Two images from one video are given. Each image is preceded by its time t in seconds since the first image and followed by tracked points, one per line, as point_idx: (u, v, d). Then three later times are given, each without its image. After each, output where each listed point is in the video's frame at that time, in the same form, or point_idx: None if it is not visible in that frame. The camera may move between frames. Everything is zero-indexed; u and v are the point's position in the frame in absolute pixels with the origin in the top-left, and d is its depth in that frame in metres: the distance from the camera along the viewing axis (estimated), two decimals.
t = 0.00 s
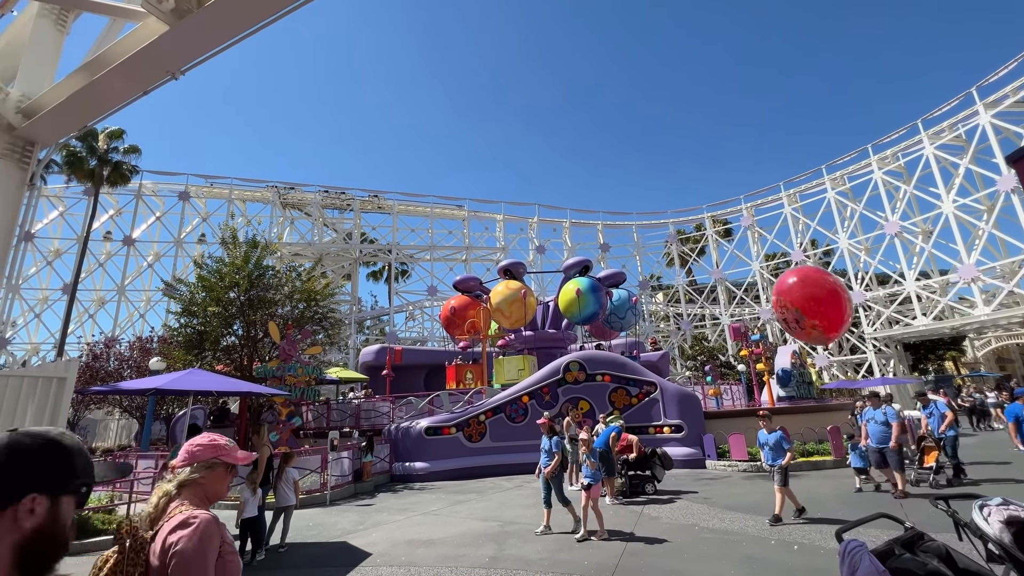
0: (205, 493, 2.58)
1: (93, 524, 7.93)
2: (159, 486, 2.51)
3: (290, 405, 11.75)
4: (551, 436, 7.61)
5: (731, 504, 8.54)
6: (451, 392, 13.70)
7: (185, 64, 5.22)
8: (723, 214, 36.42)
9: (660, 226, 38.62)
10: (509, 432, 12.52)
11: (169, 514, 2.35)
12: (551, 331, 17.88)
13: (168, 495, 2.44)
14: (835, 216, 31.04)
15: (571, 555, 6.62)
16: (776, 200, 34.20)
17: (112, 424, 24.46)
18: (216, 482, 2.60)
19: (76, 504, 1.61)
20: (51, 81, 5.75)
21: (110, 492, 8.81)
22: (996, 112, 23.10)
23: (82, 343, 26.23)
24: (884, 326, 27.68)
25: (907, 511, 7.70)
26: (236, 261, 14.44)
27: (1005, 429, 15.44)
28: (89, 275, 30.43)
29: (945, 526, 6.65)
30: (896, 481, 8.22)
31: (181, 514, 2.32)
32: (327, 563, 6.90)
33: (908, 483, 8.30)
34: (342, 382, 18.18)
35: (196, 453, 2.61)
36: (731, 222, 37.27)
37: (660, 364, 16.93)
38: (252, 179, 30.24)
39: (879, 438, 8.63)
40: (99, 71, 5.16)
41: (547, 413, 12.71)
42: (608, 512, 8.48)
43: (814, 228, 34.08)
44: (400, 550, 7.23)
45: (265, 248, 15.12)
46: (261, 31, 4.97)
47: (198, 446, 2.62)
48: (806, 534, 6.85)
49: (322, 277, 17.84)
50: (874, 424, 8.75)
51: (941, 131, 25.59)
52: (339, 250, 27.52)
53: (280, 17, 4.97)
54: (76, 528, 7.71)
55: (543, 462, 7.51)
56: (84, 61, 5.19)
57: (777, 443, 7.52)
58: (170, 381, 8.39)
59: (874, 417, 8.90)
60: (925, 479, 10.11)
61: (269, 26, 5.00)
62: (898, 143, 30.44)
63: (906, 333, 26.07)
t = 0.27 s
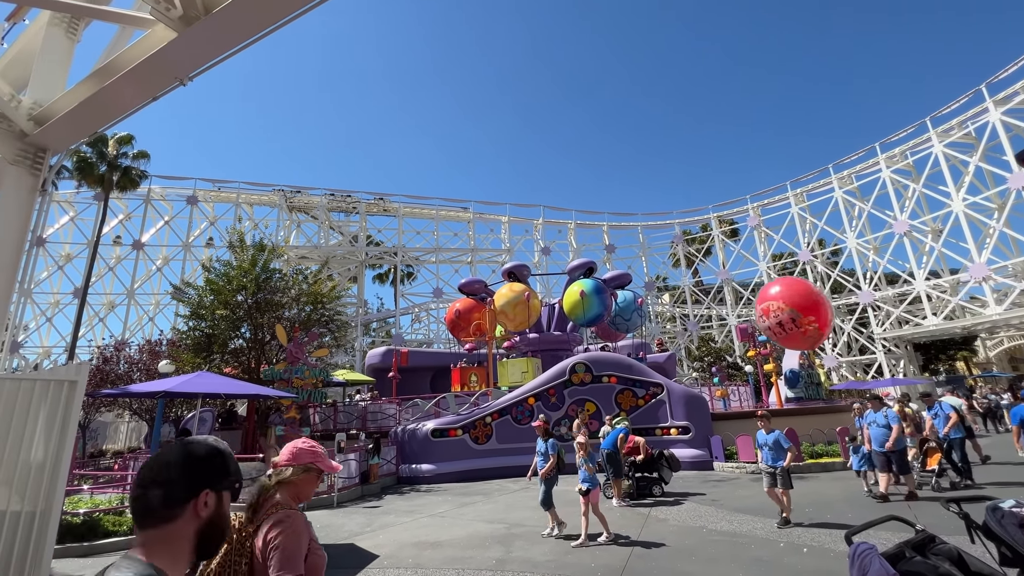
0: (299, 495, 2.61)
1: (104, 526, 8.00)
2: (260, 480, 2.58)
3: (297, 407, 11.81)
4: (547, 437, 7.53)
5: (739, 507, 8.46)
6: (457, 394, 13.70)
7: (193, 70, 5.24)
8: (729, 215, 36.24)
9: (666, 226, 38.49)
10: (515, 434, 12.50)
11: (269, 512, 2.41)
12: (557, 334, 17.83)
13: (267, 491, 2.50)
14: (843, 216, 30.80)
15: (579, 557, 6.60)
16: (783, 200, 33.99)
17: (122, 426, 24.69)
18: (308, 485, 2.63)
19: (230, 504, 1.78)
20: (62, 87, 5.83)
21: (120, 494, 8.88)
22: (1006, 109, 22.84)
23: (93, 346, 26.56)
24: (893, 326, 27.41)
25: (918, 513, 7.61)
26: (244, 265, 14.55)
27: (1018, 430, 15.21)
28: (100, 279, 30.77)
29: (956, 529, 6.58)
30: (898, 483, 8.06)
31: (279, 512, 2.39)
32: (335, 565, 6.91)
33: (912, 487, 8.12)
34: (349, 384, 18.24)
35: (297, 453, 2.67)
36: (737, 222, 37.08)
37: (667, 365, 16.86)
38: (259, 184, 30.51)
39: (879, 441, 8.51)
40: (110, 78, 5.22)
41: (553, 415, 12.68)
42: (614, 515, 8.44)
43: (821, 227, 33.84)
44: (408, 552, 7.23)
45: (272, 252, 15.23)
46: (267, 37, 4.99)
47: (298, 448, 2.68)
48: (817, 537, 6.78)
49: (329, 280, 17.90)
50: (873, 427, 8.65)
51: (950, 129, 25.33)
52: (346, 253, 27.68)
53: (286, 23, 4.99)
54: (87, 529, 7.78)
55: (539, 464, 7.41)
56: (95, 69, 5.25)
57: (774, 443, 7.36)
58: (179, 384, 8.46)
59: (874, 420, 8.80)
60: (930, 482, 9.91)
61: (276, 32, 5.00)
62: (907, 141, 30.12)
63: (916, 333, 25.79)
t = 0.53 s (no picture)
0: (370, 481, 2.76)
1: (111, 526, 8.05)
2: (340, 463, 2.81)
3: (302, 408, 11.85)
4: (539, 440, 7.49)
5: (745, 508, 8.41)
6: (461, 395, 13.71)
7: (199, 74, 5.27)
8: (734, 215, 36.11)
9: (671, 227, 38.39)
10: (519, 435, 12.48)
11: (349, 491, 2.60)
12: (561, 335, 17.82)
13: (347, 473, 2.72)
14: (849, 216, 30.62)
15: (584, 558, 6.58)
16: (788, 200, 33.81)
17: (129, 427, 24.86)
18: (380, 469, 2.82)
19: (347, 476, 2.12)
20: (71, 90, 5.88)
21: (127, 495, 8.94)
22: (1014, 108, 22.63)
23: (100, 348, 26.76)
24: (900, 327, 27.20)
25: (925, 514, 7.55)
26: (249, 267, 14.61)
27: None
28: (107, 281, 30.98)
29: (964, 531, 6.52)
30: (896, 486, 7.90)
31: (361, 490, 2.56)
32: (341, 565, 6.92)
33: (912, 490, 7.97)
34: (353, 385, 18.28)
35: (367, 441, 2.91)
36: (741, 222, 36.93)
37: (672, 366, 16.80)
38: (264, 186, 30.67)
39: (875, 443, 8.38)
40: (117, 82, 5.27)
41: (558, 416, 12.67)
42: (619, 516, 8.42)
43: (827, 228, 33.65)
44: (412, 553, 7.24)
45: (277, 253, 15.30)
46: (273, 40, 5.01)
47: (372, 436, 2.92)
48: (823, 539, 6.74)
49: (333, 281, 17.95)
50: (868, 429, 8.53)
51: (957, 128, 25.14)
52: (350, 255, 27.78)
53: (292, 26, 5.01)
54: (95, 529, 7.84)
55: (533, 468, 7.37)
56: (103, 73, 5.30)
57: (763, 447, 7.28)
58: (185, 385, 8.50)
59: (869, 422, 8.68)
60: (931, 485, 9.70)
61: (280, 35, 5.02)
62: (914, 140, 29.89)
63: (923, 334, 25.59)
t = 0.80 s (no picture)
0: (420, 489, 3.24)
1: (116, 526, 8.09)
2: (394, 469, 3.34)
3: (305, 408, 11.88)
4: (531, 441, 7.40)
5: (748, 509, 8.38)
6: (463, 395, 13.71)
7: (203, 75, 5.29)
8: (737, 215, 36.04)
9: (674, 227, 38.33)
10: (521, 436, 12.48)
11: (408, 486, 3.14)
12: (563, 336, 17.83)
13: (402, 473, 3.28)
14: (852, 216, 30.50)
15: (586, 559, 6.57)
16: (792, 200, 33.70)
17: (134, 427, 24.97)
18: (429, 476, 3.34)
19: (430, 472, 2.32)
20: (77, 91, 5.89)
21: (131, 494, 8.98)
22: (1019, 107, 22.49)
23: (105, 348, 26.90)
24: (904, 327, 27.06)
25: (929, 516, 7.52)
26: (252, 267, 14.66)
27: None
28: (112, 281, 31.14)
29: (969, 532, 6.49)
30: (891, 491, 7.79)
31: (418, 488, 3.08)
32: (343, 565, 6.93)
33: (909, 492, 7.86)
34: (356, 385, 18.32)
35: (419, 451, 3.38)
36: (745, 223, 36.85)
37: (674, 366, 16.77)
38: (267, 186, 30.79)
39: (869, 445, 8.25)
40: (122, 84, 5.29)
41: (560, 416, 12.66)
42: (621, 517, 8.40)
43: (831, 228, 33.53)
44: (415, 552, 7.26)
45: (280, 254, 15.36)
46: (277, 42, 5.03)
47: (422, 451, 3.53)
48: (826, 540, 6.71)
49: (336, 282, 17.99)
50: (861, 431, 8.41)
51: (961, 128, 25.02)
52: (353, 255, 27.85)
53: (296, 28, 5.03)
54: (99, 529, 7.88)
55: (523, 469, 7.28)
56: (108, 75, 5.33)
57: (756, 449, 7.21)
58: (188, 385, 8.53)
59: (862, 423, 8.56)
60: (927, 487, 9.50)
61: (283, 37, 5.04)
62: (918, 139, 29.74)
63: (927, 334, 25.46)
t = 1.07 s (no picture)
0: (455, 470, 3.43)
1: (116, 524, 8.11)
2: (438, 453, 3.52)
3: (306, 408, 11.89)
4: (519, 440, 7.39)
5: (749, 510, 8.36)
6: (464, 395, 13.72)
7: (205, 75, 5.30)
8: (738, 216, 36.02)
9: (675, 227, 38.32)
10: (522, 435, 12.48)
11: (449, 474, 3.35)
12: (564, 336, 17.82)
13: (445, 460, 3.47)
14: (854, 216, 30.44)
15: (586, 559, 6.57)
16: (794, 200, 33.65)
17: (135, 426, 25.02)
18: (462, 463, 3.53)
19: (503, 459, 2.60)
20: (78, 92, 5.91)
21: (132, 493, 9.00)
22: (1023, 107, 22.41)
23: (107, 347, 26.97)
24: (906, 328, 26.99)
25: (929, 517, 7.49)
26: (254, 266, 14.67)
27: None
28: (114, 281, 31.20)
29: (969, 533, 6.48)
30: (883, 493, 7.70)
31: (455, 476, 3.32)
32: (344, 564, 6.94)
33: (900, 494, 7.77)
34: (357, 385, 18.34)
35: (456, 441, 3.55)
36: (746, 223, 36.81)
37: (675, 367, 16.75)
38: (268, 186, 30.82)
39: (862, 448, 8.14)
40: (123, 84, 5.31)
41: (561, 416, 12.67)
42: (622, 517, 8.40)
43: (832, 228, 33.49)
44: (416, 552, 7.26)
45: (282, 254, 15.39)
46: (278, 42, 5.04)
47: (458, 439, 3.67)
48: (827, 540, 6.71)
49: (337, 281, 18.00)
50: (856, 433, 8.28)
51: (964, 128, 24.95)
52: (354, 255, 27.89)
53: (298, 28, 5.04)
54: (100, 527, 7.90)
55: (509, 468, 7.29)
56: (110, 75, 5.34)
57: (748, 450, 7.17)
58: (190, 384, 8.55)
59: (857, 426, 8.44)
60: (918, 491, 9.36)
61: (284, 38, 5.06)
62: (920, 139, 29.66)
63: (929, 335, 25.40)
